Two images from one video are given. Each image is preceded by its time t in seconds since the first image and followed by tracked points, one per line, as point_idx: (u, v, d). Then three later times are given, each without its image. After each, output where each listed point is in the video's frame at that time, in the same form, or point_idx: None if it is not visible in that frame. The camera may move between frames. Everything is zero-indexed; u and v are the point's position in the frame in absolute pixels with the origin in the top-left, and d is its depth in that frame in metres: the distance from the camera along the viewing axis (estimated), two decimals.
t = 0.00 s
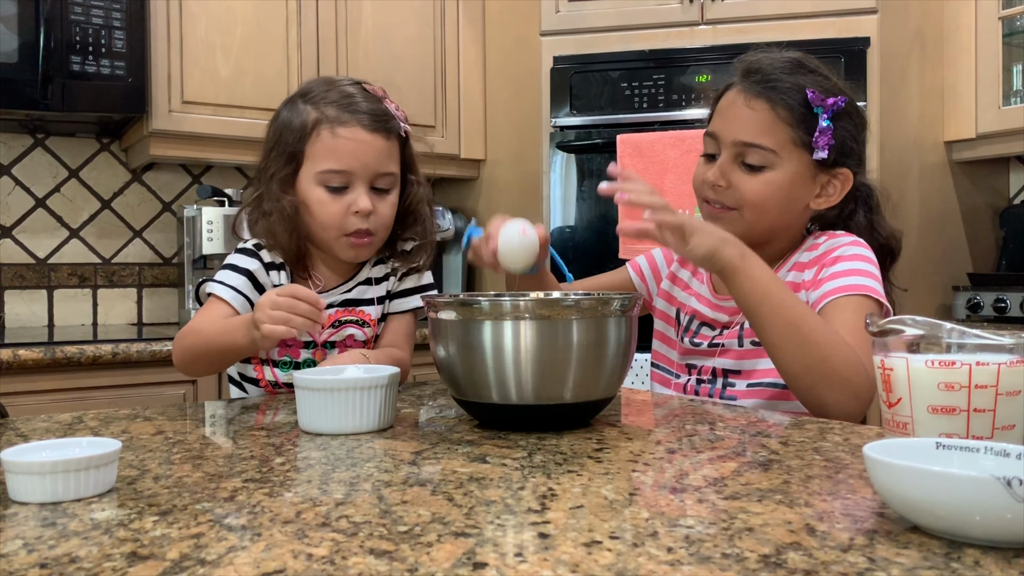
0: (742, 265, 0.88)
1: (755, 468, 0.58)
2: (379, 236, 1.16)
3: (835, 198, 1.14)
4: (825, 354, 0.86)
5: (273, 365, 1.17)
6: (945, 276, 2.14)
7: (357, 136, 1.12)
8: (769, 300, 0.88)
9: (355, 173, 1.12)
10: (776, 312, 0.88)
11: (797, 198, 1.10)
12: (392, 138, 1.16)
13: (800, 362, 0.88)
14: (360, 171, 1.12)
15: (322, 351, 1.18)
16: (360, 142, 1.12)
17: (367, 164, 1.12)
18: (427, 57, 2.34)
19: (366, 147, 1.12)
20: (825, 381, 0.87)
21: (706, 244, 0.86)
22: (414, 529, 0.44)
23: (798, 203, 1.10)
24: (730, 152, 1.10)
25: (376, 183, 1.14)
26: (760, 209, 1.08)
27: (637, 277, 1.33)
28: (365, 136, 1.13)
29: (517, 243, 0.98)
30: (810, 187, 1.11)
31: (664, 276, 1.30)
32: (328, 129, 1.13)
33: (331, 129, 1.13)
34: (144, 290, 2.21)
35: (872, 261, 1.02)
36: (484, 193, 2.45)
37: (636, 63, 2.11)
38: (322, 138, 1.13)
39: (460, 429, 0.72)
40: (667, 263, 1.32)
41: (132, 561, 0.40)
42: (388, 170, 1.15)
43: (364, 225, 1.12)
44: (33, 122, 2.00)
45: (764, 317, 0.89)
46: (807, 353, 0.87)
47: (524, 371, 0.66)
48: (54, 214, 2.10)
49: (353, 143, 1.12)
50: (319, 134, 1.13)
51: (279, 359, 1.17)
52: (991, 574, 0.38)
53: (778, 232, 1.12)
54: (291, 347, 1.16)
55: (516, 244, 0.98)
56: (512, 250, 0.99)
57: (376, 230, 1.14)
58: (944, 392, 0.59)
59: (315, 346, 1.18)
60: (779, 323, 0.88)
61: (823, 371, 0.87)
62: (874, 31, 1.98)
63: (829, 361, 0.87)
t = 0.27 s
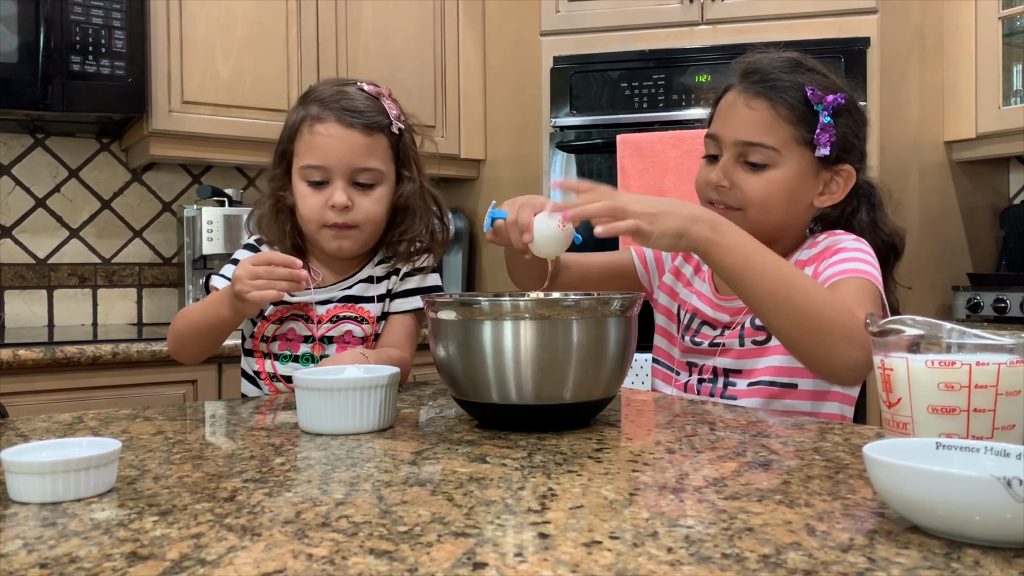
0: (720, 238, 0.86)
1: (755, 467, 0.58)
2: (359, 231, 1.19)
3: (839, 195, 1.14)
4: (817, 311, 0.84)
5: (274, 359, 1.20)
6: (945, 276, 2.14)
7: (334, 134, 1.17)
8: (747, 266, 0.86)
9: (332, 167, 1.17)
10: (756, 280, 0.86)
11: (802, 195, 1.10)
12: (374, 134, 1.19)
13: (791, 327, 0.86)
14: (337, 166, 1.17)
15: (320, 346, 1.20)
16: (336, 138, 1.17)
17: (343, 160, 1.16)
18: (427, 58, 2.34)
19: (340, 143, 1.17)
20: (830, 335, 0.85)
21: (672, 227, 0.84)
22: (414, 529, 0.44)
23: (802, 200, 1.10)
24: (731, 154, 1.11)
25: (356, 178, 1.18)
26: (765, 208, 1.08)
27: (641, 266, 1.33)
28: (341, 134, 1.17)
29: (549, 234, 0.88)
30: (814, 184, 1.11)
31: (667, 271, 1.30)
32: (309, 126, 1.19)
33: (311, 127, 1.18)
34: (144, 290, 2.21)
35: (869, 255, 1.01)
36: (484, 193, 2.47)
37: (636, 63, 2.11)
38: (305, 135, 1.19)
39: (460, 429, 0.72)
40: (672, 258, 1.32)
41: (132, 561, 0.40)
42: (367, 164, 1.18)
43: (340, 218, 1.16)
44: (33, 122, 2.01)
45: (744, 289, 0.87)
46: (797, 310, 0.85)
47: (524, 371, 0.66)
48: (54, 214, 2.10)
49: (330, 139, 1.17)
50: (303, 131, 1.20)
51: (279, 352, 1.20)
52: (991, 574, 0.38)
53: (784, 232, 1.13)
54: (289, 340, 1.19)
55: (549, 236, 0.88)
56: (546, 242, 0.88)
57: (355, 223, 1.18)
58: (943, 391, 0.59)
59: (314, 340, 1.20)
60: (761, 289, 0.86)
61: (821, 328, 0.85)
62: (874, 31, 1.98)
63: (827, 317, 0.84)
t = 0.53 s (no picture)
0: (683, 231, 0.82)
1: (755, 468, 0.58)
2: (373, 225, 1.21)
3: (834, 185, 1.14)
4: (802, 291, 0.82)
5: (276, 354, 1.20)
6: (945, 276, 2.14)
7: (351, 130, 1.19)
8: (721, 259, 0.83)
9: (349, 163, 1.19)
10: (734, 272, 0.83)
11: (797, 189, 1.10)
12: (388, 131, 1.21)
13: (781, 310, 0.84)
14: (353, 162, 1.19)
15: (322, 342, 1.20)
16: (353, 134, 1.19)
17: (359, 155, 1.19)
18: (427, 58, 2.34)
19: (357, 139, 1.19)
20: (823, 308, 0.83)
21: (629, 241, 0.79)
22: (414, 529, 0.44)
23: (799, 196, 1.10)
24: (722, 157, 1.11)
25: (372, 174, 1.20)
26: (763, 208, 1.08)
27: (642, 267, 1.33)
28: (358, 129, 1.19)
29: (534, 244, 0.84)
30: (808, 177, 1.11)
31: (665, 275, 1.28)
32: (324, 122, 1.20)
33: (327, 122, 1.20)
34: (144, 290, 2.21)
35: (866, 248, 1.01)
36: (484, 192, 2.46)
37: (636, 63, 2.11)
38: (319, 131, 1.21)
39: (460, 429, 0.72)
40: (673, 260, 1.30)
41: (132, 561, 0.40)
42: (383, 161, 1.20)
43: (355, 212, 1.19)
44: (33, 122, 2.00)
45: (722, 282, 0.84)
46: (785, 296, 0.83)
47: (524, 371, 0.66)
48: (54, 214, 2.10)
49: (347, 134, 1.19)
50: (317, 127, 1.21)
51: (281, 348, 1.20)
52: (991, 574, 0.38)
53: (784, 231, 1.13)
54: (292, 336, 1.20)
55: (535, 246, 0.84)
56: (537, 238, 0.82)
57: (370, 219, 1.20)
58: (943, 391, 0.59)
59: (316, 336, 1.20)
60: (740, 280, 0.83)
61: (812, 304, 0.83)
62: (874, 31, 1.97)
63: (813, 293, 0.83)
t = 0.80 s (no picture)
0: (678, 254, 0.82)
1: (755, 468, 0.58)
2: (362, 220, 1.22)
3: (828, 182, 1.14)
4: (796, 306, 0.82)
5: (263, 347, 1.25)
6: (945, 276, 2.14)
7: (336, 125, 1.20)
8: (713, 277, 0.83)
9: (336, 158, 1.20)
10: (727, 289, 0.83)
11: (790, 189, 1.10)
12: (372, 126, 1.23)
13: (779, 325, 0.84)
14: (339, 157, 1.20)
15: (300, 333, 1.23)
16: (338, 129, 1.20)
17: (346, 150, 1.20)
18: (427, 58, 2.34)
19: (342, 134, 1.20)
20: (820, 322, 0.83)
21: (621, 263, 0.78)
22: (414, 529, 0.44)
23: (792, 195, 1.11)
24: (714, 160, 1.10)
25: (359, 167, 1.22)
26: (757, 210, 1.08)
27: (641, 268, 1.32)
28: (343, 125, 1.20)
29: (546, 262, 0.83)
30: (801, 176, 1.11)
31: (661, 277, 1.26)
32: (308, 118, 1.21)
33: (311, 119, 1.21)
34: (144, 290, 2.21)
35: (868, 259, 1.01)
36: (484, 192, 2.46)
37: (636, 63, 2.11)
38: (304, 127, 1.22)
39: (460, 429, 0.72)
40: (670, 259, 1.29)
41: (132, 561, 0.40)
42: (368, 155, 1.22)
43: (344, 208, 1.20)
44: (33, 122, 2.00)
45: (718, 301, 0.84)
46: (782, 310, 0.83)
47: (524, 371, 0.66)
48: (54, 214, 2.10)
49: (332, 130, 1.20)
50: (301, 123, 1.22)
51: (267, 340, 1.24)
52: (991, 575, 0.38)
53: (777, 233, 1.13)
54: (273, 326, 1.24)
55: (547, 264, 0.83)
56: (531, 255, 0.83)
57: (357, 212, 1.21)
58: (943, 392, 0.59)
59: (295, 327, 1.23)
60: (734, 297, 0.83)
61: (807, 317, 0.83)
62: (874, 31, 1.97)
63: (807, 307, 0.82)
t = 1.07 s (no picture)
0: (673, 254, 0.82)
1: (755, 468, 0.58)
2: (360, 224, 1.22)
3: (822, 180, 1.14)
4: (798, 296, 0.82)
5: (262, 358, 1.25)
6: (945, 277, 2.14)
7: (329, 133, 1.20)
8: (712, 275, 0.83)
9: (331, 166, 1.20)
10: (727, 285, 0.83)
11: (785, 188, 1.10)
12: (365, 130, 1.22)
13: (782, 317, 0.83)
14: (335, 164, 1.20)
15: (299, 339, 1.24)
16: (331, 137, 1.20)
17: (340, 157, 1.20)
18: (427, 58, 2.34)
19: (336, 141, 1.20)
20: (822, 310, 0.83)
21: (614, 272, 0.80)
22: (414, 529, 0.44)
23: (788, 194, 1.11)
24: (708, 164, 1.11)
25: (354, 173, 1.22)
26: (753, 210, 1.08)
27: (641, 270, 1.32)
28: (336, 132, 1.20)
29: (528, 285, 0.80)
30: (795, 174, 1.11)
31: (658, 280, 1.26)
32: (300, 127, 1.21)
33: (303, 128, 1.20)
34: (144, 290, 2.21)
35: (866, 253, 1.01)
36: (484, 192, 2.46)
37: (636, 63, 2.11)
38: (297, 136, 1.21)
39: (460, 429, 0.72)
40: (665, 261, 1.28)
41: (132, 561, 0.40)
42: (363, 159, 1.22)
43: (342, 214, 1.20)
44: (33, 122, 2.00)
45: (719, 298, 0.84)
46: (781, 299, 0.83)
47: (524, 371, 0.66)
48: (54, 214, 2.10)
49: (325, 138, 1.20)
50: (294, 132, 1.21)
51: (266, 351, 1.25)
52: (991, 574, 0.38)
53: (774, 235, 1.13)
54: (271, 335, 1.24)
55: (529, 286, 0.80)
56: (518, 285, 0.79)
57: (357, 217, 1.21)
58: (943, 392, 0.59)
59: (293, 333, 1.24)
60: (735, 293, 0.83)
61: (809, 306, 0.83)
62: (874, 31, 1.98)
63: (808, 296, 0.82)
